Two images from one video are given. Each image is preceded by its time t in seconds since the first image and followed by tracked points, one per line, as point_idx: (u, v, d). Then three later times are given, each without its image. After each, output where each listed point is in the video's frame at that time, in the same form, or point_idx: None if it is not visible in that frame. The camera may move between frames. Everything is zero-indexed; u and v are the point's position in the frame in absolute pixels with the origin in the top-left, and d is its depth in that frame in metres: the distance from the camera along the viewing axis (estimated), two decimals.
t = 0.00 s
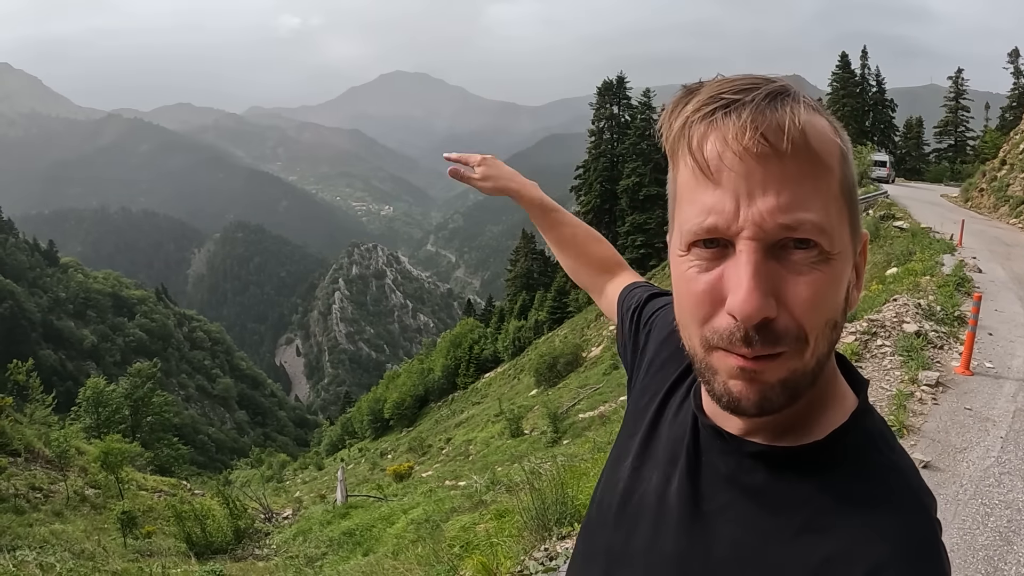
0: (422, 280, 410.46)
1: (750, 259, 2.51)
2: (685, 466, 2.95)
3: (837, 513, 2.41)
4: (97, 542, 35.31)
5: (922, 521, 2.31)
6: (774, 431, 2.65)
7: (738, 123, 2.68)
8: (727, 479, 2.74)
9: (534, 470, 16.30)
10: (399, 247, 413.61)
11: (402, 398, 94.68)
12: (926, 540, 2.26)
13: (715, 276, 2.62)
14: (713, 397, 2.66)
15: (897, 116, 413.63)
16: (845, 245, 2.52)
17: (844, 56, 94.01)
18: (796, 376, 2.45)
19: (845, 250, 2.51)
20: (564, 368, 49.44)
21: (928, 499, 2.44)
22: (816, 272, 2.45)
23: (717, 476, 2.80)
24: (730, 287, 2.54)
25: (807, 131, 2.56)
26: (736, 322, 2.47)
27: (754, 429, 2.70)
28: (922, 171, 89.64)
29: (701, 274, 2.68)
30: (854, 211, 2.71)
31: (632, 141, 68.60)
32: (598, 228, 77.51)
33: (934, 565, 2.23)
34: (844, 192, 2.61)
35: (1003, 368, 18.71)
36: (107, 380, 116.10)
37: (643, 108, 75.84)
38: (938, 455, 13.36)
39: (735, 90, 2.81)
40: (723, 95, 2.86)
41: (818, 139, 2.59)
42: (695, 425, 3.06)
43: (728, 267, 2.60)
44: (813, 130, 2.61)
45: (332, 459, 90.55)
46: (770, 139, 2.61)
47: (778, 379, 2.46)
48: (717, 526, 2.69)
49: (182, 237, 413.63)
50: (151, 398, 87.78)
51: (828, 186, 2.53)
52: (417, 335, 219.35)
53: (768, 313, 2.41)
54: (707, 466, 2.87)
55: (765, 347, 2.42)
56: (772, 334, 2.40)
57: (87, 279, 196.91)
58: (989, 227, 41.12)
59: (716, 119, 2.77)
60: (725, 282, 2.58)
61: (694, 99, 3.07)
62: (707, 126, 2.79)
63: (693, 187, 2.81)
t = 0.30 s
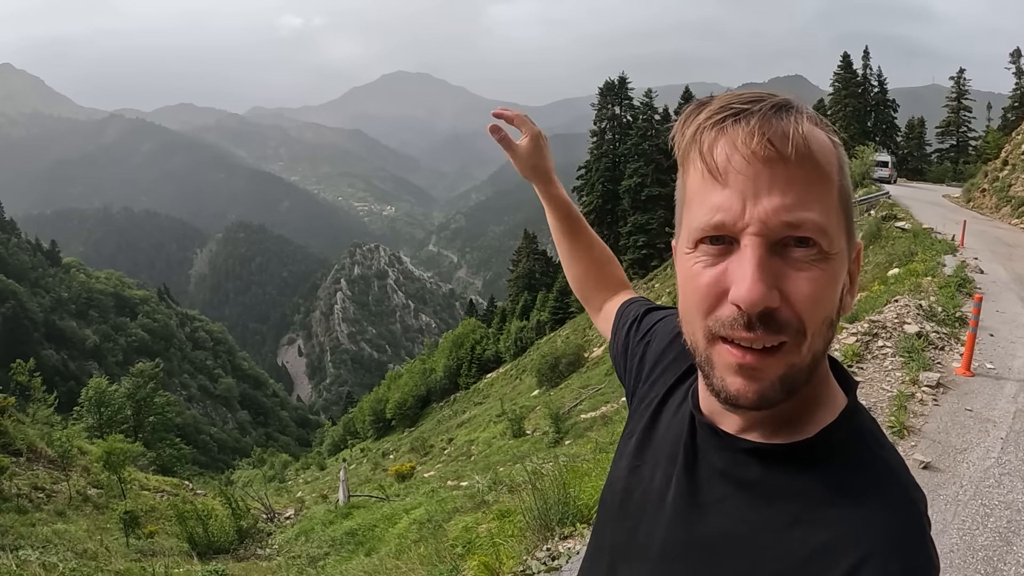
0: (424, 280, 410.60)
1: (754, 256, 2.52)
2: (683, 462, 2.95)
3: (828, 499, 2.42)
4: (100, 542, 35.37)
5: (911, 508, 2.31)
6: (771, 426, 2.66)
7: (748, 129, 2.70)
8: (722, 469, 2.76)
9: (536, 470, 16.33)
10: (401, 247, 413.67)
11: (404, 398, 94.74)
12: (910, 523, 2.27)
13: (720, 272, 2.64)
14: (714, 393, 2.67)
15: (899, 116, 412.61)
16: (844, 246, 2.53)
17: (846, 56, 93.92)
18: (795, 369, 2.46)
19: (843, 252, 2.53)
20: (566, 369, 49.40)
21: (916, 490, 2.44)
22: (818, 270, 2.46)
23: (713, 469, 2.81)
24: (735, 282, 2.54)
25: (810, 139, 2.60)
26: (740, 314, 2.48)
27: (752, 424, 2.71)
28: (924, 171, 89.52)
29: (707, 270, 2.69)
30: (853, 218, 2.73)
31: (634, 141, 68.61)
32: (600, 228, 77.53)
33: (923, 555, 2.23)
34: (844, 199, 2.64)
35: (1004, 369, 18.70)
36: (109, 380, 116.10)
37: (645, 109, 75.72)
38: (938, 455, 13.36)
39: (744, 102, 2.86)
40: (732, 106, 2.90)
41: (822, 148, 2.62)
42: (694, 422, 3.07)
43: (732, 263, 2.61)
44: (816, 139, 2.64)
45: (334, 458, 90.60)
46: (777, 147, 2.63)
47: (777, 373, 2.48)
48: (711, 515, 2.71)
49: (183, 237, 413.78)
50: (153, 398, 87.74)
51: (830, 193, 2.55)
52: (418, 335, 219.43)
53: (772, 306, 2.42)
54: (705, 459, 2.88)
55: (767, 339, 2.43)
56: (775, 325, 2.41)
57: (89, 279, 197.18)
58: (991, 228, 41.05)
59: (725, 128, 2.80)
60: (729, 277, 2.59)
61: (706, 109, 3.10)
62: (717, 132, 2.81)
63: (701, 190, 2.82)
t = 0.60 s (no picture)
0: (424, 281, 410.71)
1: (767, 287, 2.53)
2: (685, 473, 2.95)
3: (823, 508, 2.46)
4: (101, 543, 35.48)
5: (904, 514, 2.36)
6: (774, 446, 2.67)
7: (774, 161, 2.61)
8: (723, 481, 2.77)
9: (537, 472, 16.36)
10: (402, 248, 413.83)
11: (405, 399, 94.84)
12: (905, 525, 2.32)
13: (732, 298, 2.64)
14: (717, 415, 2.72)
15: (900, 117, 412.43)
16: (854, 282, 2.55)
17: (847, 57, 93.91)
18: (797, 399, 2.50)
19: (852, 286, 2.55)
20: (567, 370, 49.38)
21: (911, 502, 2.48)
22: (827, 302, 2.49)
23: (714, 477, 2.82)
24: (746, 310, 2.55)
25: (835, 174, 2.54)
26: (749, 341, 2.51)
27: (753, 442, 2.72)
28: (925, 172, 89.39)
29: (720, 294, 2.68)
30: (865, 246, 2.73)
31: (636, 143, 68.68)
32: (600, 230, 77.59)
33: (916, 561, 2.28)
34: (859, 233, 2.64)
35: (1004, 371, 18.69)
36: (110, 381, 116.26)
37: (646, 110, 75.66)
38: (939, 458, 13.36)
39: (769, 129, 2.77)
40: (759, 132, 2.80)
41: (842, 184, 2.58)
42: (695, 432, 3.08)
43: (744, 292, 2.61)
44: (840, 172, 2.59)
45: (335, 459, 90.63)
46: (799, 180, 2.58)
47: (778, 404, 2.53)
48: (709, 524, 2.73)
49: (184, 237, 414.10)
50: (154, 399, 87.85)
51: (847, 230, 2.55)
52: (419, 336, 219.45)
53: (780, 335, 2.46)
54: (707, 468, 2.88)
55: (773, 365, 2.49)
56: (781, 353, 2.46)
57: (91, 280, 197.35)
58: (991, 229, 41.03)
59: (753, 155, 2.69)
60: (740, 304, 2.61)
61: (734, 125, 2.99)
62: (742, 160, 2.71)
63: (718, 216, 2.77)
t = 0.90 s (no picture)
0: (424, 282, 410.65)
1: (754, 260, 2.63)
2: (674, 479, 2.97)
3: (816, 519, 2.45)
4: (99, 543, 35.46)
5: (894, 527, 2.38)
6: (763, 443, 2.70)
7: (743, 141, 2.93)
8: (714, 488, 2.78)
9: (535, 474, 16.34)
10: (401, 250, 413.84)
11: (404, 400, 94.83)
12: (898, 549, 2.32)
13: (715, 283, 2.72)
14: (709, 408, 2.70)
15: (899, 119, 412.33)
16: (834, 256, 2.71)
17: (846, 60, 94.06)
18: (793, 381, 2.52)
19: (831, 261, 2.70)
20: (566, 371, 49.40)
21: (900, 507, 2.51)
22: (812, 273, 2.59)
23: (704, 486, 2.84)
24: (734, 289, 2.62)
25: (799, 157, 2.81)
26: (738, 318, 2.55)
27: (742, 441, 2.75)
28: (924, 174, 89.52)
29: (701, 282, 2.76)
30: (836, 234, 2.96)
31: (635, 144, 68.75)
32: (600, 231, 77.63)
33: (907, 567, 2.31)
34: (829, 213, 2.87)
35: (1003, 374, 18.69)
36: (109, 382, 116.16)
37: (645, 112, 75.67)
38: (936, 461, 13.38)
39: (733, 120, 3.08)
40: (725, 124, 3.11)
41: (806, 166, 2.84)
42: (684, 439, 3.10)
43: (729, 272, 2.71)
44: (806, 159, 2.87)
45: (334, 461, 90.45)
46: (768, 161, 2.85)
47: (777, 386, 2.52)
48: (699, 531, 2.73)
49: (184, 238, 413.84)
50: (153, 401, 87.77)
51: (817, 202, 2.78)
52: (418, 337, 219.38)
53: (772, 308, 2.50)
54: (695, 478, 2.91)
55: (767, 344, 2.50)
56: (774, 329, 2.49)
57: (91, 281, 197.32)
58: (990, 231, 41.06)
59: (721, 141, 3.00)
60: (726, 285, 2.68)
61: (697, 132, 3.32)
62: (711, 148, 3.02)
63: (696, 201, 2.96)
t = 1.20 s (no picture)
0: (421, 283, 410.52)
1: (734, 264, 2.65)
2: (669, 482, 2.96)
3: (822, 518, 2.44)
4: (94, 544, 35.38)
5: (896, 515, 2.40)
6: (751, 442, 2.73)
7: (707, 146, 2.94)
8: (709, 490, 2.78)
9: (531, 475, 16.35)
10: (399, 250, 413.71)
11: (400, 401, 94.78)
12: (898, 543, 2.32)
13: (697, 289, 2.74)
14: (701, 411, 2.71)
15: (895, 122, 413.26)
16: (811, 250, 2.73)
17: (843, 62, 94.22)
18: (785, 377, 2.54)
19: (811, 255, 2.72)
20: (563, 372, 49.47)
21: (904, 502, 2.52)
22: (793, 273, 2.62)
23: (699, 486, 2.84)
24: (717, 295, 2.63)
25: (763, 150, 2.84)
26: (723, 325, 2.57)
27: (732, 441, 2.78)
28: (921, 177, 89.82)
29: (683, 290, 2.78)
30: (811, 223, 2.98)
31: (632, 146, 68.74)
32: (596, 233, 77.71)
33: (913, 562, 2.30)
34: (802, 203, 2.90)
35: (999, 376, 18.76)
36: (104, 382, 115.91)
37: (642, 113, 75.75)
38: (933, 463, 13.38)
39: (694, 124, 3.11)
40: (687, 129, 3.13)
41: (774, 160, 2.87)
42: (676, 440, 3.11)
43: (710, 278, 2.72)
44: (773, 152, 2.89)
45: (330, 462, 90.30)
46: (736, 160, 2.85)
47: (771, 381, 2.54)
48: (695, 534, 2.72)
49: (181, 237, 413.11)
50: (149, 401, 87.54)
51: (790, 196, 2.80)
52: (415, 338, 219.40)
53: (756, 311, 2.52)
54: (689, 478, 2.90)
55: (752, 346, 2.52)
56: (762, 330, 2.50)
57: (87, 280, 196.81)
58: (987, 233, 41.17)
59: (686, 146, 3.02)
60: (708, 292, 2.69)
61: (662, 136, 3.34)
62: (677, 154, 3.03)
63: (670, 209, 2.97)
